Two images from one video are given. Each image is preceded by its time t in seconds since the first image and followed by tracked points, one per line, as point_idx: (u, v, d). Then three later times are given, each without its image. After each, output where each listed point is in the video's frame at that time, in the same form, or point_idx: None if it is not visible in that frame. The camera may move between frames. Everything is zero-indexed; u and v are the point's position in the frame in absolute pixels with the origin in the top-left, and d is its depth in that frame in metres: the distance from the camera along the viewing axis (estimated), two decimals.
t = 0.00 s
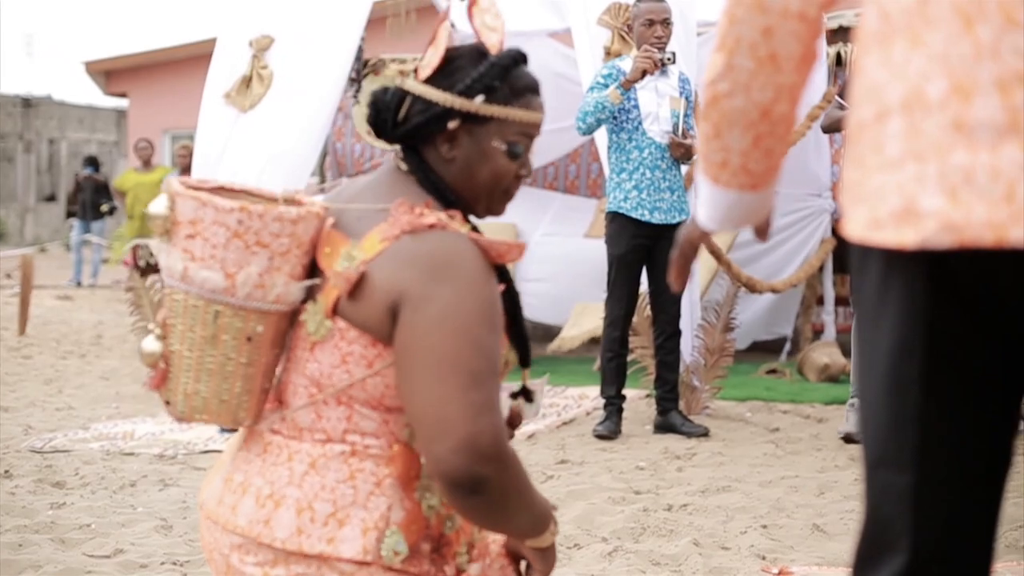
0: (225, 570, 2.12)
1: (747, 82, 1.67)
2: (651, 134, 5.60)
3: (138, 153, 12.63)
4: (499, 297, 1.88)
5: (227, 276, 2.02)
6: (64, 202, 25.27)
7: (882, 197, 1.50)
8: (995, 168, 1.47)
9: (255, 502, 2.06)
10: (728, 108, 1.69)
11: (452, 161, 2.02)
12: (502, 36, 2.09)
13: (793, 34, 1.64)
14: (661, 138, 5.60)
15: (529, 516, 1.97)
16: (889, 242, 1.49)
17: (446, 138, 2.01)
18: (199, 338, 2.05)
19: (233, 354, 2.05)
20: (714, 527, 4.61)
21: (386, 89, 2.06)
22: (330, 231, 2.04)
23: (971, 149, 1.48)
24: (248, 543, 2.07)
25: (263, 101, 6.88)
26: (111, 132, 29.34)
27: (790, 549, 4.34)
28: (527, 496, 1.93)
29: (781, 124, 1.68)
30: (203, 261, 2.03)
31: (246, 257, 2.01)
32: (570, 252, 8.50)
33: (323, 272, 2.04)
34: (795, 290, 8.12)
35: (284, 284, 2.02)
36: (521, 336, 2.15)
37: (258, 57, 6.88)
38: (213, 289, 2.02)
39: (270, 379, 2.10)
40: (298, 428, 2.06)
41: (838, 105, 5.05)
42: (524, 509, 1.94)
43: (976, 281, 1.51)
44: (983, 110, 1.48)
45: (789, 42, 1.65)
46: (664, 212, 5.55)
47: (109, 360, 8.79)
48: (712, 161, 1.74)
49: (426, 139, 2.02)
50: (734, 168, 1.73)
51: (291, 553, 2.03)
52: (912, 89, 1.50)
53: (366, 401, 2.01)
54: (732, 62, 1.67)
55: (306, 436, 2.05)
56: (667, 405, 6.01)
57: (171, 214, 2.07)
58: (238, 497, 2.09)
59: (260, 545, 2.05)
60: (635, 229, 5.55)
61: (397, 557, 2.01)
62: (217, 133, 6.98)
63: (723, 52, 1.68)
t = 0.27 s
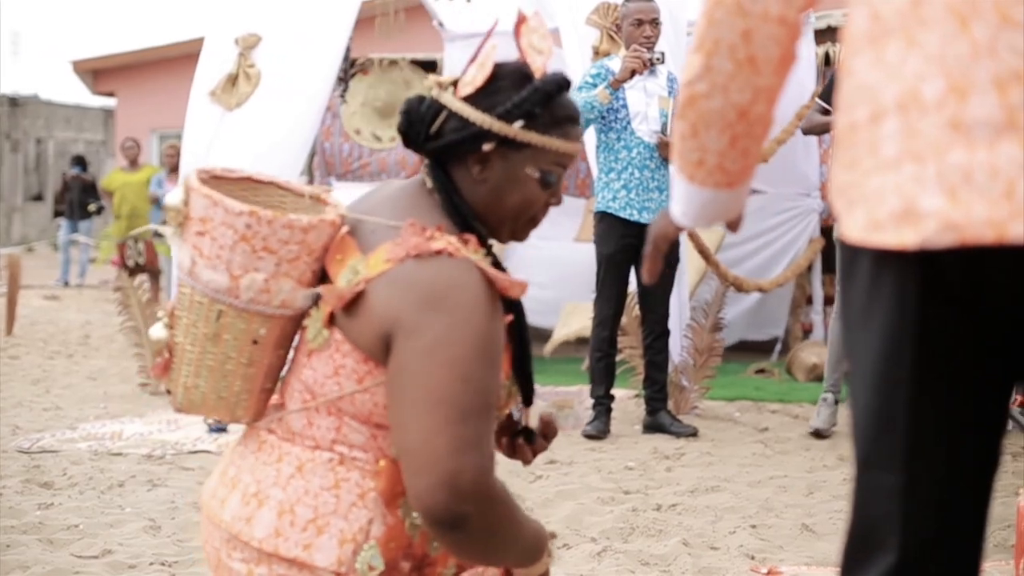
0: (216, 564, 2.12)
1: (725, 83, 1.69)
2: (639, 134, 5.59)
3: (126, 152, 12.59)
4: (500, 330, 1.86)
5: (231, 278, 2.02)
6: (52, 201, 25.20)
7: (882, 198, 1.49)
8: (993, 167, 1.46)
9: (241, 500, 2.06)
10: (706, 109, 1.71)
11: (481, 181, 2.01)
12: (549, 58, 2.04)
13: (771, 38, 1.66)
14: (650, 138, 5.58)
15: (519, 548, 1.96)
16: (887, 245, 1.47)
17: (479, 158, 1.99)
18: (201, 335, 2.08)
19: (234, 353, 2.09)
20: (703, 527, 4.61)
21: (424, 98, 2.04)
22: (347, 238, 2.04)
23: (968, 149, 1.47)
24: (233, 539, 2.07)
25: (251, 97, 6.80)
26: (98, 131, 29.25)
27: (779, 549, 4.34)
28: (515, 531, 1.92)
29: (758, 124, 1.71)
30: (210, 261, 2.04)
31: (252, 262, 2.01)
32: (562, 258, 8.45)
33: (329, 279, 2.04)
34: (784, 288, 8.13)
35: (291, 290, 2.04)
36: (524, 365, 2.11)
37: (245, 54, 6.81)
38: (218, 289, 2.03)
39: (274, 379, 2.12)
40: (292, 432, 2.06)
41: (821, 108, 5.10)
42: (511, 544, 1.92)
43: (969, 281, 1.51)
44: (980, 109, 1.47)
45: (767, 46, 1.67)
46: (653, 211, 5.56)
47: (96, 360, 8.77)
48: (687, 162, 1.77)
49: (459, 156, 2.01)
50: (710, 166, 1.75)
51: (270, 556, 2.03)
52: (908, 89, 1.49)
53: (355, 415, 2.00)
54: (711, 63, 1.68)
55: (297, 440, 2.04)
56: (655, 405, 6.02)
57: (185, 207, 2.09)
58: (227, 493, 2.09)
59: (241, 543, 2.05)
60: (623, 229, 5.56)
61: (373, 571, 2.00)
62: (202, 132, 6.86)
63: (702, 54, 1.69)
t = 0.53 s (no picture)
0: (217, 557, 2.11)
1: (702, 81, 1.66)
2: (627, 133, 5.53)
3: (111, 152, 12.56)
4: (487, 332, 1.82)
5: (234, 263, 2.05)
6: (37, 200, 25.13)
7: (875, 196, 1.48)
8: (987, 161, 1.45)
9: (238, 491, 2.05)
10: (682, 107, 1.68)
11: (499, 180, 1.99)
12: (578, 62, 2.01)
13: (748, 37, 1.64)
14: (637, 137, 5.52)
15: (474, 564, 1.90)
16: (882, 240, 1.46)
17: (498, 158, 1.97)
18: (206, 315, 2.12)
19: (237, 337, 2.11)
20: (690, 526, 4.61)
21: (451, 92, 2.02)
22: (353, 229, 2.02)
23: (962, 143, 1.46)
24: (230, 533, 2.06)
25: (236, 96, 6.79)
26: (83, 131, 29.18)
27: (766, 548, 4.34)
28: (470, 539, 1.86)
29: (733, 122, 1.69)
30: (215, 244, 2.07)
31: (255, 246, 2.03)
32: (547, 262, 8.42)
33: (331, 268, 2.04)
34: (773, 289, 8.12)
35: (294, 277, 2.05)
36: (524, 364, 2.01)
37: (230, 52, 6.81)
38: (222, 273, 2.06)
39: (279, 365, 2.15)
40: (291, 423, 2.04)
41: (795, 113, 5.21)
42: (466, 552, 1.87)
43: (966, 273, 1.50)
44: (973, 104, 1.46)
45: (745, 45, 1.65)
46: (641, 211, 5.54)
47: (81, 359, 8.74)
48: (663, 156, 1.74)
49: (477, 155, 1.98)
50: (685, 163, 1.73)
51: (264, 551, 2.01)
52: (901, 85, 1.48)
53: (350, 409, 1.98)
54: (688, 62, 1.66)
55: (294, 432, 2.03)
56: (643, 404, 6.01)
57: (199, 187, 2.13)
58: (227, 485, 2.09)
59: (236, 534, 2.04)
60: (609, 229, 5.56)
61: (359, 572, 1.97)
62: (189, 131, 6.87)
63: (678, 51, 1.67)
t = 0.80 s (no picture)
0: (230, 554, 2.09)
1: (683, 80, 1.65)
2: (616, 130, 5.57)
3: (100, 151, 12.54)
4: (479, 296, 1.79)
5: (230, 238, 2.12)
6: (25, 199, 25.08)
7: (866, 196, 1.47)
8: (981, 160, 1.44)
9: (246, 483, 2.03)
10: (663, 105, 1.67)
11: (505, 156, 1.98)
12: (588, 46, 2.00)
13: (733, 36, 1.63)
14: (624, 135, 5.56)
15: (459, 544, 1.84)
16: (875, 238, 1.45)
17: (506, 133, 1.96)
18: (206, 297, 2.16)
19: (236, 317, 2.13)
20: (681, 526, 4.60)
21: (461, 66, 2.02)
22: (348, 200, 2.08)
23: (956, 143, 1.45)
24: (239, 530, 2.04)
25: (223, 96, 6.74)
26: (71, 130, 29.13)
27: (757, 548, 4.33)
28: (452, 516, 1.81)
29: (714, 121, 1.67)
30: (212, 222, 2.14)
31: (248, 220, 2.10)
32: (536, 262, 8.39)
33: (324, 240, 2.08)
34: (764, 288, 8.10)
35: (289, 252, 2.09)
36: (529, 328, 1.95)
37: (219, 52, 6.80)
38: (217, 248, 2.13)
39: (283, 350, 2.14)
40: (294, 406, 2.01)
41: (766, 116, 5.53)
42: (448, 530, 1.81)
43: (960, 275, 1.48)
44: (967, 103, 1.45)
45: (729, 44, 1.63)
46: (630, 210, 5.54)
47: (70, 359, 8.72)
48: (640, 154, 1.73)
49: (484, 128, 1.98)
50: (664, 159, 1.71)
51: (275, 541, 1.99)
52: (892, 84, 1.47)
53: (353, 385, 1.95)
54: (671, 59, 1.64)
55: (298, 415, 2.00)
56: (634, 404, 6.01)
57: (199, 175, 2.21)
58: (236, 478, 2.06)
59: (247, 528, 2.02)
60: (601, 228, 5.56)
61: (366, 550, 1.95)
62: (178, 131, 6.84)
63: (661, 49, 1.65)
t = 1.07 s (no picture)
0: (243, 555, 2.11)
1: (661, 77, 1.65)
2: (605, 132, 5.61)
3: (88, 151, 12.51)
4: (480, 275, 1.82)
5: (228, 239, 2.14)
6: (13, 199, 25.01)
7: (855, 195, 1.47)
8: (970, 159, 1.43)
9: (255, 482, 2.04)
10: (638, 101, 1.67)
11: (501, 141, 1.98)
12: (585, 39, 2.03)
13: (712, 34, 1.63)
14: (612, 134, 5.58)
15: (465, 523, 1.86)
16: (863, 239, 1.45)
17: (504, 117, 1.97)
18: (205, 301, 2.18)
19: (238, 319, 2.15)
20: (671, 526, 4.59)
21: (456, 54, 2.03)
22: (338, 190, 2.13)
23: (944, 142, 1.44)
24: (249, 528, 2.06)
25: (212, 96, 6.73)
26: (58, 129, 29.09)
27: (747, 549, 4.33)
28: (462, 493, 1.83)
29: (689, 117, 1.68)
30: (208, 225, 2.17)
31: (247, 220, 2.12)
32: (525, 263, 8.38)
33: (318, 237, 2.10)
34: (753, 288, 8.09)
35: (286, 251, 2.11)
36: (523, 304, 1.96)
37: (207, 52, 6.80)
38: (215, 251, 2.15)
39: (285, 349, 2.17)
40: (296, 399, 2.02)
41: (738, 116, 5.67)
42: (458, 509, 1.83)
43: (947, 277, 1.48)
44: (955, 102, 1.44)
45: (708, 43, 1.63)
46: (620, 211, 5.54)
47: (59, 359, 8.70)
48: (615, 151, 1.73)
49: (482, 113, 1.98)
50: (637, 155, 1.72)
51: (282, 535, 2.01)
52: (881, 84, 1.47)
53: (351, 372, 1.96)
54: (649, 56, 1.64)
55: (300, 407, 2.01)
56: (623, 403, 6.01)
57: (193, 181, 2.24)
58: (246, 476, 2.08)
59: (258, 525, 2.03)
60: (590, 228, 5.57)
61: (373, 536, 1.96)
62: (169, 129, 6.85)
63: (640, 45, 1.65)
